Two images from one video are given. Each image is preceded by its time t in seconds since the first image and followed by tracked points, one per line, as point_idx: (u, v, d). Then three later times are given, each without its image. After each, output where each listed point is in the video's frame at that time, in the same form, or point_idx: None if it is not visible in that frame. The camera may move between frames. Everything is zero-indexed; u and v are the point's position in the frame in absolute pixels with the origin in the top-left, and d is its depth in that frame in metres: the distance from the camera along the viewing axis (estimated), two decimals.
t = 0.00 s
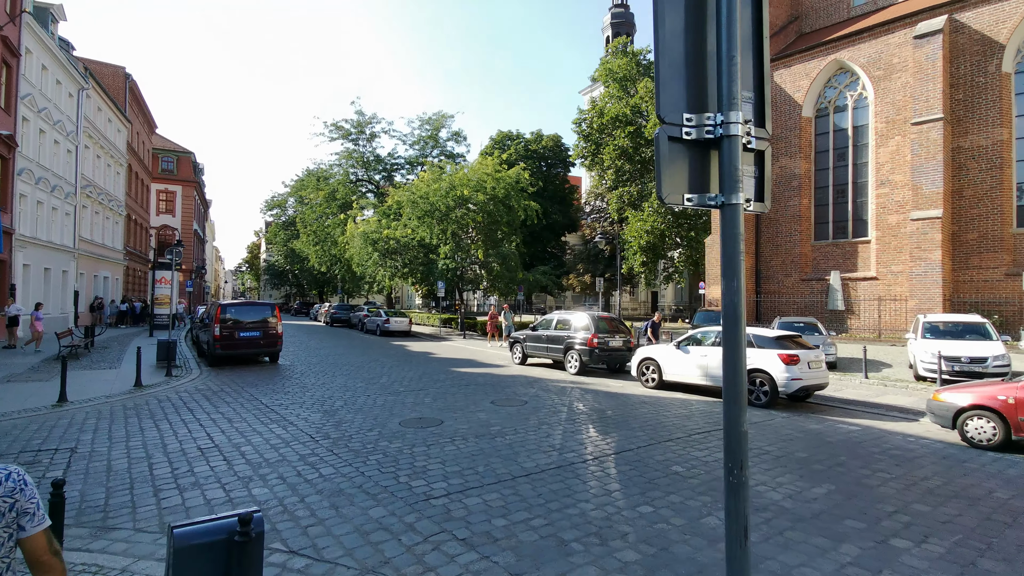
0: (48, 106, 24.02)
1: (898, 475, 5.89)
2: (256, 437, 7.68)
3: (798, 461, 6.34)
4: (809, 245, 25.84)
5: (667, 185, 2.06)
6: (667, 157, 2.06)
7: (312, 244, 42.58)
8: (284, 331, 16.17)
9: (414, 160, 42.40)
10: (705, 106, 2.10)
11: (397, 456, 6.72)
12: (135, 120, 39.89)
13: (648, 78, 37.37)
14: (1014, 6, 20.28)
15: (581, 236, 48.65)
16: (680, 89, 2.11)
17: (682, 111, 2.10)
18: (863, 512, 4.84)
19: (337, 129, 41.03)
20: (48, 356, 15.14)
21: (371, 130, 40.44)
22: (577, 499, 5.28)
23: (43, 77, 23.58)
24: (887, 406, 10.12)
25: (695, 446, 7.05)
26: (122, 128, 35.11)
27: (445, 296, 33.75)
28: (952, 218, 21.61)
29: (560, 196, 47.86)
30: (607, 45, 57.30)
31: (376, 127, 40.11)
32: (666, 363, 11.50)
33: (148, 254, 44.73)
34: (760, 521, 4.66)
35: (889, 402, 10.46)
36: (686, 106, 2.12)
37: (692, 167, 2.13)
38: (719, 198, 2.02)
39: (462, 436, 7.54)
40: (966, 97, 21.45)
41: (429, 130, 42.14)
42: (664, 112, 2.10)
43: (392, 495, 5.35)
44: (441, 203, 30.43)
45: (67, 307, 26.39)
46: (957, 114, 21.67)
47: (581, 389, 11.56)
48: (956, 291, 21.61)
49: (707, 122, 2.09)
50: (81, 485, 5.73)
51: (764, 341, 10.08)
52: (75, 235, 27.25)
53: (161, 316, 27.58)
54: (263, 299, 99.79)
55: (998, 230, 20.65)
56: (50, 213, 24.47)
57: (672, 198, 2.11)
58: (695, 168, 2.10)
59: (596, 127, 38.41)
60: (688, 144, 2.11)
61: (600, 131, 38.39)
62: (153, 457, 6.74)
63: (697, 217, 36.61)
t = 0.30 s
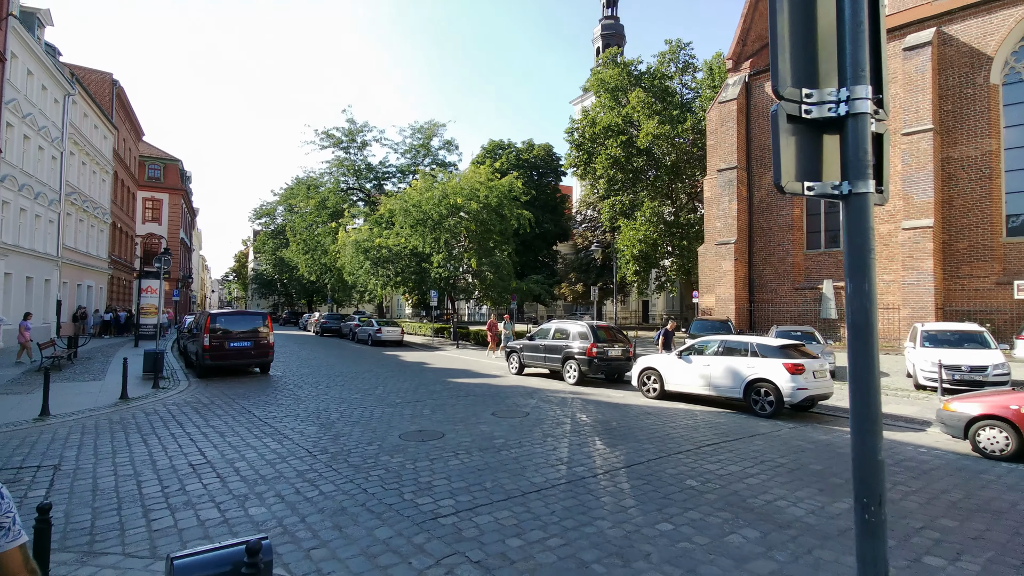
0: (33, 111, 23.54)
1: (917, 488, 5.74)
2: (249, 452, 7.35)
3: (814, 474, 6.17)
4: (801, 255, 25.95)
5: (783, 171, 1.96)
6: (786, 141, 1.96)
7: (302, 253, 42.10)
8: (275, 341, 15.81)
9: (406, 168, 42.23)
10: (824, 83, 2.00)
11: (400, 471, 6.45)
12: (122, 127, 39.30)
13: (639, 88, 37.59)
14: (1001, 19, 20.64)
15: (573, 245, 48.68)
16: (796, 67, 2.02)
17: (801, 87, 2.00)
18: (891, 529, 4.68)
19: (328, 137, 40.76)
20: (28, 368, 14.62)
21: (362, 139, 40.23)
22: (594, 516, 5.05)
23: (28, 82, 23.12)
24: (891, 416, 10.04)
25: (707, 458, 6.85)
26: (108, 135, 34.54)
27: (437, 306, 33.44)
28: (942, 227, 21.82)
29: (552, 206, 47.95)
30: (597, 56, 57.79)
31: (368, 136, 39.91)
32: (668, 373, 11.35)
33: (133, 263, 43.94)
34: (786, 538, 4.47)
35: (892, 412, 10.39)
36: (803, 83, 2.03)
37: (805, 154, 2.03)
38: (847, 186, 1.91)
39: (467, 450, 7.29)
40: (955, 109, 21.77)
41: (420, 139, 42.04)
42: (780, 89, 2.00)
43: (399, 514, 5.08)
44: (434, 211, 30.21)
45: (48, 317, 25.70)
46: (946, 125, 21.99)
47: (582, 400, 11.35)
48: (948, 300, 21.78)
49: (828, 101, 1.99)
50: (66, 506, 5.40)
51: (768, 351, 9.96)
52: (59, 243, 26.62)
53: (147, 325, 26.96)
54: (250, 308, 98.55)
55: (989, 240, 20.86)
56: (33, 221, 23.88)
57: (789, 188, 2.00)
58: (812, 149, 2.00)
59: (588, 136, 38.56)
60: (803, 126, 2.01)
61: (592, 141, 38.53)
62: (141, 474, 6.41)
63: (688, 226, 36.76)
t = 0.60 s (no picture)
0: (9, 114, 22.87)
1: (932, 501, 5.61)
2: (236, 468, 7.01)
3: (826, 487, 6.03)
4: (789, 263, 26.16)
5: (947, 155, 2.04)
6: (952, 120, 2.03)
7: (287, 261, 41.48)
8: (261, 350, 15.40)
9: (393, 176, 41.94)
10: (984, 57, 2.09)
11: (400, 488, 6.16)
12: (102, 132, 38.47)
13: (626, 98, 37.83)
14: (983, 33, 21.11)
15: (561, 253, 48.69)
16: (954, 41, 2.10)
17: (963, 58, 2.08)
18: (914, 545, 4.53)
19: (314, 144, 40.36)
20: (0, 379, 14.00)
21: (349, 146, 39.89)
22: (605, 534, 4.84)
23: (5, 84, 22.50)
24: (890, 425, 10.00)
25: (715, 471, 6.68)
26: (87, 140, 33.73)
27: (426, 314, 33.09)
28: (927, 236, 22.14)
29: (539, 214, 47.99)
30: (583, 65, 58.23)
31: (354, 143, 39.60)
32: (665, 382, 11.22)
33: (112, 271, 42.84)
34: (809, 558, 4.29)
35: (890, 421, 10.35)
36: (960, 56, 2.11)
37: (958, 136, 2.13)
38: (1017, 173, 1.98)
39: (467, 464, 7.04)
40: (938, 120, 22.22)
41: (408, 146, 41.83)
42: (942, 64, 2.05)
43: (402, 535, 4.82)
44: (422, 219, 29.95)
45: (23, 326, 24.86)
46: (929, 136, 22.43)
47: (579, 410, 11.14)
48: (933, 307, 22.07)
49: (991, 73, 2.06)
50: (41, 530, 5.03)
51: (768, 359, 9.86)
52: (34, 250, 25.82)
53: (126, 334, 26.18)
54: (233, 316, 96.85)
55: (973, 249, 21.19)
56: (8, 227, 23.12)
57: (950, 171, 2.08)
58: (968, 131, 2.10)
59: (576, 145, 38.70)
60: (962, 103, 2.10)
61: (580, 150, 38.66)
62: (123, 494, 6.04)
63: (676, 234, 36.94)
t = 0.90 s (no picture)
0: None
1: (950, 516, 5.45)
2: (223, 487, 6.63)
3: (841, 501, 5.83)
4: (778, 273, 26.29)
5: None
6: None
7: (272, 271, 40.84)
8: (248, 363, 14.97)
9: (381, 186, 41.65)
10: None
11: (398, 506, 5.85)
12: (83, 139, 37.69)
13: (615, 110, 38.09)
14: (965, 48, 21.57)
15: (550, 263, 48.63)
16: None
17: None
18: (942, 564, 4.34)
19: (301, 153, 39.99)
20: None
21: (337, 155, 39.59)
22: (620, 555, 4.58)
23: None
24: (890, 436, 9.90)
25: (724, 485, 6.46)
26: (68, 148, 33.03)
27: (415, 325, 32.70)
28: (913, 247, 22.40)
29: (528, 225, 47.96)
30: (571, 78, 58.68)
31: (342, 152, 39.31)
32: (664, 393, 11.04)
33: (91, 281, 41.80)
34: None
35: (890, 431, 10.26)
36: None
37: None
38: None
39: (466, 480, 6.75)
40: (922, 133, 22.60)
41: (397, 157, 41.63)
42: None
43: (404, 559, 4.52)
44: (412, 228, 29.69)
45: None
46: (914, 149, 22.79)
47: (576, 423, 10.89)
48: (921, 318, 22.27)
49: None
50: (11, 557, 4.64)
51: (769, 370, 9.72)
52: (10, 259, 25.06)
53: (104, 346, 25.40)
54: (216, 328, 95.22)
55: (958, 260, 21.47)
56: None
57: None
58: None
59: (566, 156, 38.81)
60: None
61: (570, 161, 38.78)
62: (101, 517, 5.63)
63: (665, 245, 37.06)
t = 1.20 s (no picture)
0: None
1: (973, 535, 5.30)
2: (213, 511, 6.27)
3: (861, 521, 5.65)
4: (770, 285, 26.40)
5: None
6: None
7: (259, 283, 40.20)
8: (236, 377, 14.53)
9: (371, 197, 41.35)
10: None
11: (400, 531, 5.55)
12: (65, 148, 36.96)
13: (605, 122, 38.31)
14: (950, 64, 21.99)
15: (540, 275, 48.52)
16: None
17: None
18: None
19: (290, 163, 39.61)
20: None
21: (326, 166, 39.30)
22: None
23: None
24: (894, 450, 9.79)
25: (737, 504, 6.25)
26: (50, 156, 32.34)
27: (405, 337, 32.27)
28: (903, 259, 22.60)
29: (518, 236, 47.89)
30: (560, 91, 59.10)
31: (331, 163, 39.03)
32: (665, 408, 10.85)
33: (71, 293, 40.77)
34: None
35: (894, 445, 10.15)
36: None
37: None
38: None
39: (470, 501, 6.46)
40: (909, 147, 22.95)
41: (387, 167, 41.43)
42: None
43: None
44: (402, 239, 29.41)
45: None
46: (902, 162, 23.11)
47: (576, 438, 10.63)
48: (911, 329, 22.41)
49: None
50: None
51: (772, 383, 9.58)
52: None
53: (85, 360, 24.69)
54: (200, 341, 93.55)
55: (947, 272, 21.70)
56: None
57: None
58: None
59: (557, 168, 38.91)
60: None
61: (561, 173, 38.87)
62: (82, 545, 5.26)
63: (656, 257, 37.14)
